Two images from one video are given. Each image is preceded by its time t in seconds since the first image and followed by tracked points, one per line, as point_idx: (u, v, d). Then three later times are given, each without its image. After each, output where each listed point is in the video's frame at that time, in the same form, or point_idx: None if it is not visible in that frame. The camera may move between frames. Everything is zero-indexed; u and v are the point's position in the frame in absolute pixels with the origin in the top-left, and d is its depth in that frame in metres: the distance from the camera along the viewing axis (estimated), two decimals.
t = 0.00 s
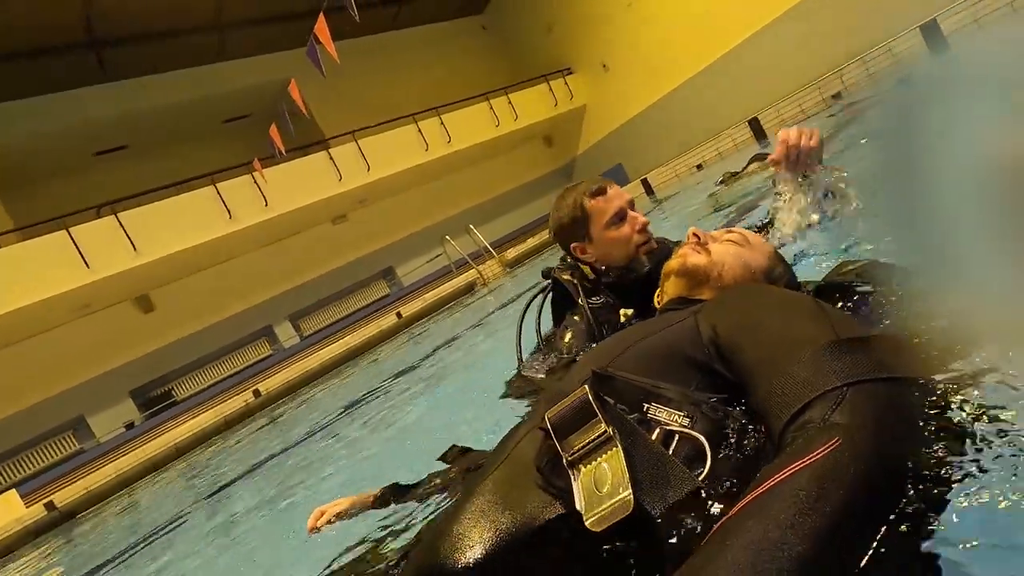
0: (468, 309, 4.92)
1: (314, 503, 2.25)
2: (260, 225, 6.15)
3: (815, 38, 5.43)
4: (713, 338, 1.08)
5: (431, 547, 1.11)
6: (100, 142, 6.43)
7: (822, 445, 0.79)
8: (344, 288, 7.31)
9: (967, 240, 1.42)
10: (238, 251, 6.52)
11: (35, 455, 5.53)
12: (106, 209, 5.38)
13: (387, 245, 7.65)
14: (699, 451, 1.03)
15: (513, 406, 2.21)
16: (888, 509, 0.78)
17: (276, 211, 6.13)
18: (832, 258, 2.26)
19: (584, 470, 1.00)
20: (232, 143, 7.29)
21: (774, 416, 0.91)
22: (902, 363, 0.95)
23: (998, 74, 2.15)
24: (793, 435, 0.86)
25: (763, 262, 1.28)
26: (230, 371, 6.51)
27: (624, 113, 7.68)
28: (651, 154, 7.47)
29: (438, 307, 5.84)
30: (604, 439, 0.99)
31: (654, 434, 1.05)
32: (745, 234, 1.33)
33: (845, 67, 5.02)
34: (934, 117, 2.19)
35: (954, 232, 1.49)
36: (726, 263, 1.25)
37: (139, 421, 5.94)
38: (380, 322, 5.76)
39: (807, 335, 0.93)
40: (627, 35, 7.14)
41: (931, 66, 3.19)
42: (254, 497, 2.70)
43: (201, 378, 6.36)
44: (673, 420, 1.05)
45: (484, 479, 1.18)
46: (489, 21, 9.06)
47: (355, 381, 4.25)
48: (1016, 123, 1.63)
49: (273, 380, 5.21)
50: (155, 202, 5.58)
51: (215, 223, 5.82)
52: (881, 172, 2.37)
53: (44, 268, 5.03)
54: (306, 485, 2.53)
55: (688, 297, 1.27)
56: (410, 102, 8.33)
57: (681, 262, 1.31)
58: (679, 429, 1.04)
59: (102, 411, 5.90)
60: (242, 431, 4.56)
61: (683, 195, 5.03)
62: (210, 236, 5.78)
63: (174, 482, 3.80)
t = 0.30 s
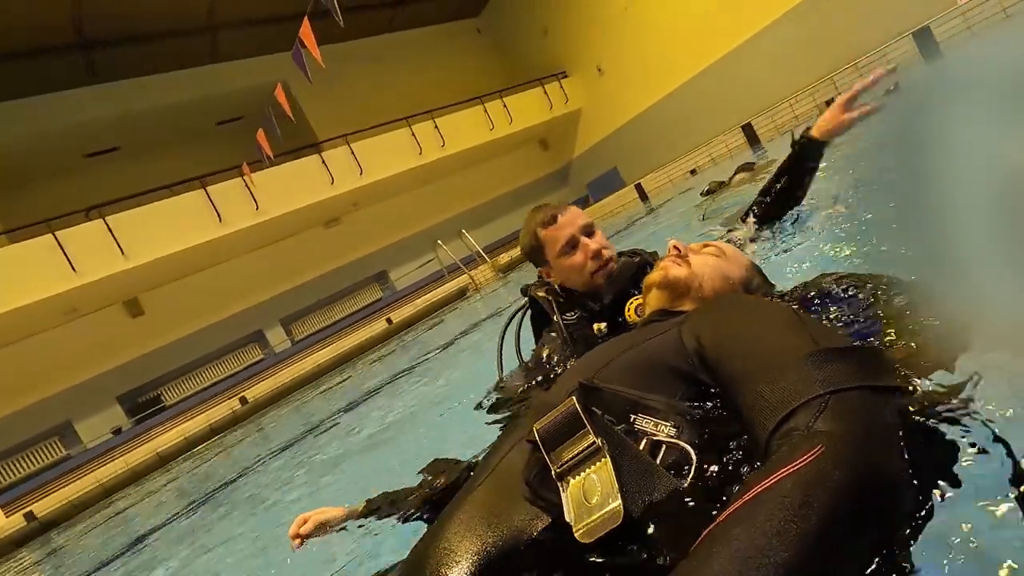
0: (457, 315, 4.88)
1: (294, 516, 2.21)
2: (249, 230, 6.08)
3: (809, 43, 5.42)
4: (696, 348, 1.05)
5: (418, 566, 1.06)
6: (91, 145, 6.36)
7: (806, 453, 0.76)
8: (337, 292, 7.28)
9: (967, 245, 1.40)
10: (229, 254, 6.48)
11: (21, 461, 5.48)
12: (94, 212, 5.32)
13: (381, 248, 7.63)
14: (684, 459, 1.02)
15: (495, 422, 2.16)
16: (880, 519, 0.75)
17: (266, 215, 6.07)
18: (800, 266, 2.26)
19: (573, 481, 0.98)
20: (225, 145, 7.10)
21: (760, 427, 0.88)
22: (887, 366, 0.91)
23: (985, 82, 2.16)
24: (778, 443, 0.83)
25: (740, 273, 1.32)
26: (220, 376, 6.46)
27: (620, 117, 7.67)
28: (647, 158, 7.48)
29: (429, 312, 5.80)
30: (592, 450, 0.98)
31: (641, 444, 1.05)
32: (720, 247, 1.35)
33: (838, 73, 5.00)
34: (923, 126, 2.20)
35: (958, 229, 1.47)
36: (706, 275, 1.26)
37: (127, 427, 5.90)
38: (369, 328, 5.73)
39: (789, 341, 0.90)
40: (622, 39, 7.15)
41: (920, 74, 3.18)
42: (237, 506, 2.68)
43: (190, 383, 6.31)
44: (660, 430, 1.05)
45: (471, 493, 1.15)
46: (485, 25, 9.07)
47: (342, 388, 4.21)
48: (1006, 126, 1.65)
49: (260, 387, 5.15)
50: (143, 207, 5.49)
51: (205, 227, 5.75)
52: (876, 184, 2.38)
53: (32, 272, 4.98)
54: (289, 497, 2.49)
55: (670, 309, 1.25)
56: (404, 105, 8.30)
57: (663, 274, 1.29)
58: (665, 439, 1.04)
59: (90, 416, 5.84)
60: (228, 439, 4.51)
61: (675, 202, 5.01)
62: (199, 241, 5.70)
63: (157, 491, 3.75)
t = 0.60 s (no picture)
0: (451, 320, 4.86)
1: (277, 526, 2.19)
2: (241, 232, 6.04)
3: (804, 49, 5.41)
4: (671, 354, 1.08)
5: None
6: (82, 145, 6.29)
7: (786, 456, 0.77)
8: (331, 295, 7.25)
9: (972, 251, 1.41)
10: (222, 257, 6.45)
11: (6, 465, 5.42)
12: (84, 213, 5.29)
13: (376, 251, 7.61)
14: (663, 466, 0.99)
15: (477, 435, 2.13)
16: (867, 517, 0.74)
17: (259, 216, 6.03)
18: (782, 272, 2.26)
19: (552, 488, 0.95)
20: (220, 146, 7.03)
21: (736, 431, 0.88)
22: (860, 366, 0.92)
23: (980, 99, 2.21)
24: (755, 447, 0.84)
25: (712, 280, 1.37)
26: (211, 380, 6.41)
27: (617, 121, 7.66)
28: (643, 163, 7.48)
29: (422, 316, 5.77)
30: (571, 456, 0.96)
31: (619, 449, 1.01)
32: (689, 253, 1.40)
33: (833, 80, 5.00)
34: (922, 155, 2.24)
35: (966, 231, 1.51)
36: (678, 282, 1.31)
37: (115, 431, 5.85)
38: (360, 332, 5.70)
39: (760, 347, 0.93)
40: (619, 44, 7.15)
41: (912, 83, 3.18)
42: (222, 513, 2.66)
43: (180, 387, 6.26)
44: (637, 435, 1.02)
45: (452, 503, 1.13)
46: (482, 28, 9.07)
47: (332, 394, 4.18)
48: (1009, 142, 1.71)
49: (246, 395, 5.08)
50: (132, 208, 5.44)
51: (195, 229, 5.70)
52: (868, 196, 2.42)
53: (20, 273, 4.94)
54: (273, 505, 2.47)
55: (644, 315, 1.31)
56: (401, 108, 8.30)
57: (635, 283, 1.35)
58: (642, 443, 1.01)
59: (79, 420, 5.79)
60: (217, 444, 4.47)
61: (669, 208, 4.99)
62: (189, 243, 5.65)
63: (143, 498, 3.72)
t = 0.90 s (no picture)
0: (444, 326, 4.84)
1: (261, 535, 2.16)
2: (235, 235, 6.02)
3: (802, 59, 5.43)
4: (654, 366, 1.09)
5: None
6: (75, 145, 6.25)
7: (757, 455, 0.80)
8: (325, 298, 7.23)
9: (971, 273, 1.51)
10: (215, 259, 6.43)
11: None
12: (76, 214, 5.26)
13: (371, 255, 7.60)
14: (646, 473, 1.02)
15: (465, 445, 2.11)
16: (837, 518, 0.77)
17: (252, 219, 6.01)
18: (768, 284, 2.28)
19: (539, 493, 0.94)
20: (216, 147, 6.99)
21: (713, 437, 0.92)
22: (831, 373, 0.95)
23: (968, 117, 2.30)
24: (729, 449, 0.87)
25: (696, 296, 1.37)
26: (202, 383, 6.36)
27: (615, 127, 7.68)
28: (641, 169, 7.49)
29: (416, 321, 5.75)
30: (556, 462, 0.94)
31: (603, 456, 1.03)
32: (675, 269, 1.42)
33: (830, 90, 5.01)
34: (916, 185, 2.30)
35: (971, 246, 1.61)
36: (662, 298, 1.30)
37: (104, 434, 5.78)
38: (353, 338, 5.69)
39: (737, 356, 0.96)
40: (617, 50, 7.17)
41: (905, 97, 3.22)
42: (207, 520, 2.63)
43: (171, 390, 6.20)
44: (621, 441, 1.04)
45: (441, 511, 1.10)
46: (481, 32, 9.08)
47: (322, 399, 4.15)
48: (1004, 162, 1.86)
49: (235, 399, 5.04)
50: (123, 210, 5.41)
51: (188, 232, 5.67)
52: (855, 213, 2.47)
53: (10, 273, 4.90)
54: (258, 513, 2.45)
55: (629, 331, 1.29)
56: (398, 111, 8.29)
57: (620, 299, 1.34)
58: (626, 449, 1.03)
59: (66, 422, 5.73)
60: (206, 449, 4.44)
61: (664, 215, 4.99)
62: (182, 246, 5.62)
63: (130, 503, 3.68)
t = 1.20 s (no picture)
0: (435, 332, 4.81)
1: (241, 544, 2.13)
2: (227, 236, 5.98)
3: (797, 69, 5.44)
4: (650, 374, 1.09)
5: None
6: (68, 143, 6.22)
7: (744, 458, 0.77)
8: (318, 301, 7.19)
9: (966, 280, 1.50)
10: (208, 260, 6.39)
11: None
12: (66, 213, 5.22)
13: (365, 257, 7.57)
14: (642, 479, 0.98)
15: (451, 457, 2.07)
16: (824, 529, 0.74)
17: (245, 220, 5.97)
18: (759, 295, 2.26)
19: (535, 496, 0.92)
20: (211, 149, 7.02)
21: (704, 442, 0.89)
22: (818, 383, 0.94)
23: (958, 128, 2.33)
24: (719, 454, 0.84)
25: (691, 310, 1.38)
26: (191, 385, 6.30)
27: (612, 134, 7.68)
28: (637, 176, 7.51)
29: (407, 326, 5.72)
30: (552, 464, 0.92)
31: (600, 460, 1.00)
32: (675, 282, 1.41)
33: (825, 101, 5.02)
34: (908, 196, 2.30)
35: (968, 252, 1.61)
36: (659, 312, 1.33)
37: (90, 436, 5.73)
38: (343, 342, 5.66)
39: (728, 363, 0.95)
40: (615, 57, 7.17)
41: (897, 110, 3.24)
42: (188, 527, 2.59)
43: (158, 392, 6.14)
44: (617, 446, 1.01)
45: (439, 517, 1.08)
46: (479, 37, 9.09)
47: (310, 404, 4.12)
48: (997, 170, 1.87)
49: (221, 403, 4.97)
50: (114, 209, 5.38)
51: (179, 233, 5.63)
52: (849, 226, 2.44)
53: None
54: (240, 520, 2.40)
55: (625, 341, 1.33)
56: (395, 114, 8.27)
57: (619, 311, 1.38)
58: (622, 453, 1.00)
59: (52, 424, 5.66)
60: (192, 453, 4.39)
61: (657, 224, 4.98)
62: (173, 247, 5.58)
63: (111, 508, 3.62)
